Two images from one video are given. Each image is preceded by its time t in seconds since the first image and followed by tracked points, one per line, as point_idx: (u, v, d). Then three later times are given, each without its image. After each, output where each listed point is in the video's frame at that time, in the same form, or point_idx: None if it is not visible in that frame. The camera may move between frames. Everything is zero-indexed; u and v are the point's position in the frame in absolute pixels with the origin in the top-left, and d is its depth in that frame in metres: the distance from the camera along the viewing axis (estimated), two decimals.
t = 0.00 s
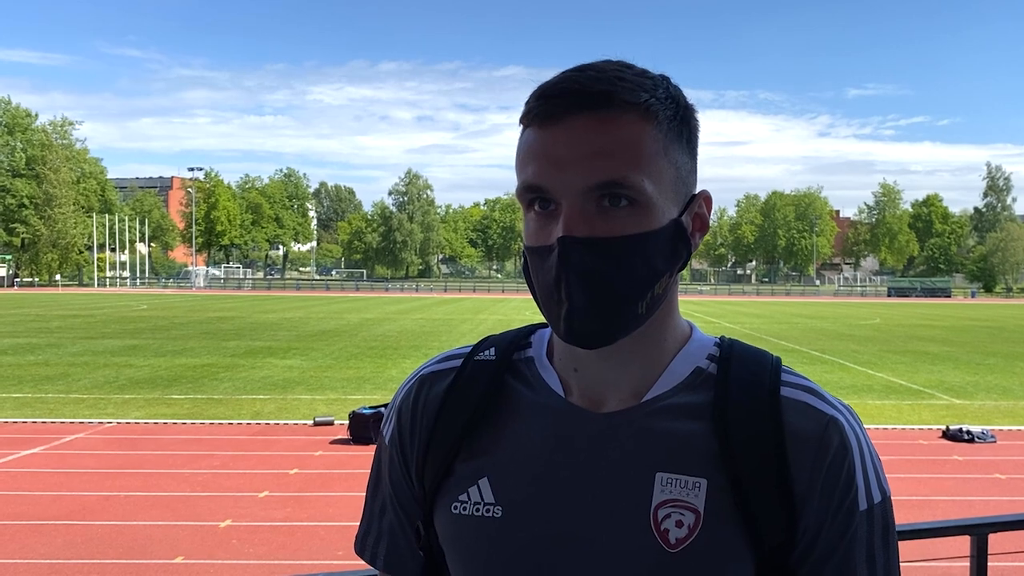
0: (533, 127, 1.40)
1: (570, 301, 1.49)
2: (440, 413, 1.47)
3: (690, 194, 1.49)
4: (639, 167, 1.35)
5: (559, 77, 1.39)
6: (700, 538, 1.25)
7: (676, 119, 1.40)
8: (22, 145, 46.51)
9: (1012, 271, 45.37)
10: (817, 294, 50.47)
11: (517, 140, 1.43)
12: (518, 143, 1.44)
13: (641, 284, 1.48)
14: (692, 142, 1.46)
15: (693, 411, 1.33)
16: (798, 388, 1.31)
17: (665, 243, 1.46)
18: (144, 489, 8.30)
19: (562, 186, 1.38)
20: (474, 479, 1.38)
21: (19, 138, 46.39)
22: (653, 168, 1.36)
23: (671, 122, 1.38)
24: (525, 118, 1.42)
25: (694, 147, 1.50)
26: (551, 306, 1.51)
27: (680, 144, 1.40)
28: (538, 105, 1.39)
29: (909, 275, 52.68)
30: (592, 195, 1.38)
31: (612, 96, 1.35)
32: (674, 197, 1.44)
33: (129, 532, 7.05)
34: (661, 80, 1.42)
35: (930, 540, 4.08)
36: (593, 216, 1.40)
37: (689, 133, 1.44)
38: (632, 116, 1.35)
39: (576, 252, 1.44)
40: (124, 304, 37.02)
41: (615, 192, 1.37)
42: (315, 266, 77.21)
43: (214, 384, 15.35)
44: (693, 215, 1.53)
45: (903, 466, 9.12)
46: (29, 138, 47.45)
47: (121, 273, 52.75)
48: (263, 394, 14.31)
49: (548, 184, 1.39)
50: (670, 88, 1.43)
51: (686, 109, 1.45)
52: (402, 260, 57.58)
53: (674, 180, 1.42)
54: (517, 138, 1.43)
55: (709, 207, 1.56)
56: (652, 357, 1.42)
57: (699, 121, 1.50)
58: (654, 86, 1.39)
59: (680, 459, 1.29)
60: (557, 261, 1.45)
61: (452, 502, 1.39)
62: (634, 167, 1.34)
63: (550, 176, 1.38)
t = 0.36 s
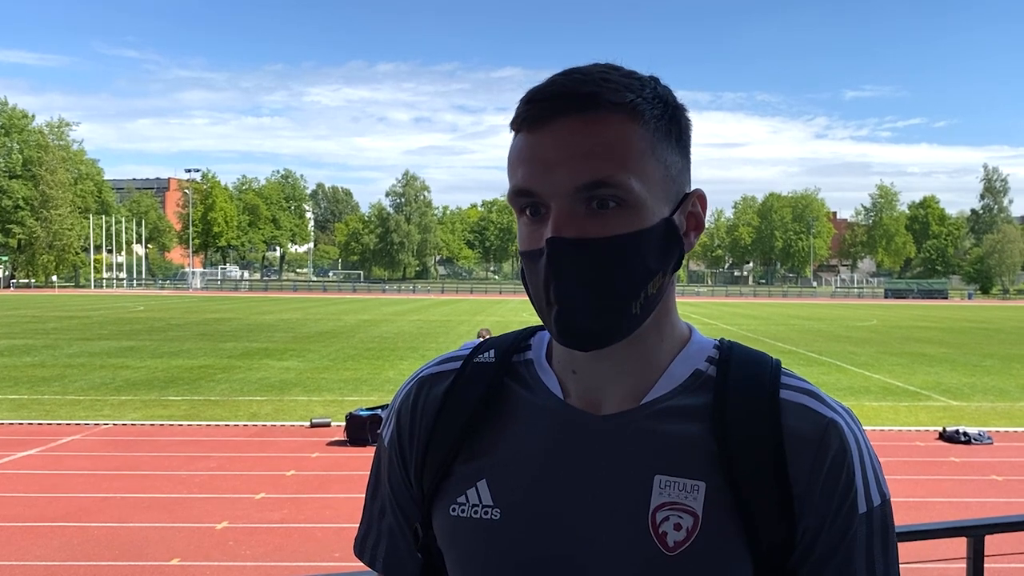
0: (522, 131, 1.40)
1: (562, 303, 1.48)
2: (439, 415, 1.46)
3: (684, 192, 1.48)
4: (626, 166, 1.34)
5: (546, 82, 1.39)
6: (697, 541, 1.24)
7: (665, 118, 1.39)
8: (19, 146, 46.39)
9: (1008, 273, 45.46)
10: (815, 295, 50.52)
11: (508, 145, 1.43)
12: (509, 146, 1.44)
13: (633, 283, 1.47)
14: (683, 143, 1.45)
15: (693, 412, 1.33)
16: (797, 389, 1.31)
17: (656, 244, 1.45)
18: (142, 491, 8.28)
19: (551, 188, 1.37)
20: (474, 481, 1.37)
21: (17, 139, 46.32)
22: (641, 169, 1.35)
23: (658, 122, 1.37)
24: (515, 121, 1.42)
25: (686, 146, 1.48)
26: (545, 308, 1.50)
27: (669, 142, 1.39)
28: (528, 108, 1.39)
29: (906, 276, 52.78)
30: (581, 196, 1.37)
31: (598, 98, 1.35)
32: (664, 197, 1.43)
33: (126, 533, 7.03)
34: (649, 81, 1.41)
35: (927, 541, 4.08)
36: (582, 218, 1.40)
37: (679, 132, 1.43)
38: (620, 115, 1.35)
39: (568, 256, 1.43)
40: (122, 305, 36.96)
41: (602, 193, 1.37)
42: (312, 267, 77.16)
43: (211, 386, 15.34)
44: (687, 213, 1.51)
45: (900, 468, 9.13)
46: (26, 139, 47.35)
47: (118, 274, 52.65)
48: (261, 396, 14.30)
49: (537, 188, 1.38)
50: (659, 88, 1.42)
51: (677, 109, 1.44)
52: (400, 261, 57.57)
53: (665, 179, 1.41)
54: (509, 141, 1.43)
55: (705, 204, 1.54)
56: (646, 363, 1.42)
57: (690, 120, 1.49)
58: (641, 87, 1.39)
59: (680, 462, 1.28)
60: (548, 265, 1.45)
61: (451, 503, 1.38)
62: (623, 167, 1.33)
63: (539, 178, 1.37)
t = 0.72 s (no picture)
0: (515, 129, 1.38)
1: (554, 301, 1.47)
2: (438, 416, 1.45)
3: (677, 182, 1.46)
4: (613, 159, 1.33)
5: (530, 78, 1.39)
6: (699, 543, 1.23)
7: (653, 111, 1.38)
8: (25, 145, 46.50)
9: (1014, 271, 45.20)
10: (819, 293, 50.37)
11: (500, 142, 1.41)
12: (500, 145, 1.42)
13: (627, 278, 1.46)
14: (675, 135, 1.43)
15: (695, 413, 1.31)
16: (803, 391, 1.29)
17: (649, 238, 1.44)
18: (148, 489, 8.31)
19: (537, 185, 1.36)
20: (475, 483, 1.36)
21: (22, 138, 46.41)
22: (627, 161, 1.34)
23: (646, 114, 1.36)
24: (505, 120, 1.41)
25: (680, 138, 1.47)
26: (537, 305, 1.49)
27: (658, 134, 1.38)
28: (516, 108, 1.38)
29: (912, 274, 52.62)
30: (568, 191, 1.36)
31: (582, 93, 1.34)
32: (656, 187, 1.41)
33: (131, 530, 7.05)
34: (637, 75, 1.40)
35: (931, 540, 4.05)
36: (569, 212, 1.39)
37: (671, 124, 1.42)
38: (605, 109, 1.33)
39: (560, 254, 1.42)
40: (127, 304, 37.06)
41: (590, 186, 1.35)
42: (317, 266, 77.26)
43: (216, 384, 15.37)
44: (682, 204, 1.49)
45: (904, 466, 9.09)
46: (31, 138, 47.47)
47: (124, 273, 52.77)
48: (266, 394, 14.33)
49: (526, 184, 1.37)
50: (647, 79, 1.40)
51: (667, 100, 1.42)
52: (404, 259, 57.61)
53: (654, 171, 1.39)
54: (500, 139, 1.41)
55: (701, 195, 1.52)
56: (644, 360, 1.40)
57: (683, 110, 1.47)
58: (628, 79, 1.38)
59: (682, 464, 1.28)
60: (538, 259, 1.43)
61: (452, 506, 1.37)
62: (610, 161, 1.32)
63: (525, 175, 1.36)
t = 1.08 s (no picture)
0: (493, 124, 1.36)
1: (538, 300, 1.44)
2: (420, 419, 1.42)
3: (664, 178, 1.43)
4: (599, 153, 1.30)
5: (514, 69, 1.35)
6: (687, 552, 1.20)
7: (639, 105, 1.35)
8: (25, 145, 46.50)
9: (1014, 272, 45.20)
10: (820, 294, 50.36)
11: (482, 136, 1.38)
12: (483, 139, 1.39)
13: (613, 274, 1.43)
14: (663, 128, 1.41)
15: (685, 415, 1.28)
16: (793, 392, 1.26)
17: (634, 235, 1.40)
18: (148, 489, 8.27)
19: (519, 179, 1.33)
20: (458, 488, 1.33)
21: (22, 138, 46.42)
22: (610, 156, 1.31)
23: (633, 106, 1.33)
24: (487, 114, 1.38)
25: (667, 130, 1.44)
26: (518, 302, 1.46)
27: (644, 127, 1.34)
28: (497, 100, 1.34)
29: (912, 275, 52.64)
30: (551, 185, 1.33)
31: (566, 84, 1.31)
32: (643, 184, 1.38)
33: (130, 531, 7.01)
34: (622, 66, 1.37)
35: (930, 541, 4.01)
36: (552, 207, 1.35)
37: (657, 117, 1.39)
38: (589, 101, 1.30)
39: (545, 252, 1.39)
40: (127, 304, 37.04)
41: (572, 180, 1.32)
42: (317, 266, 77.27)
43: (215, 384, 15.34)
44: (669, 201, 1.46)
45: (905, 467, 9.05)
46: (31, 138, 47.46)
47: (124, 274, 52.77)
48: (265, 394, 14.30)
49: (505, 179, 1.34)
50: (634, 71, 1.38)
51: (654, 93, 1.40)
52: (404, 260, 57.61)
53: (640, 165, 1.35)
54: (480, 135, 1.39)
55: (689, 191, 1.49)
56: (632, 359, 1.37)
57: (670, 104, 1.45)
58: (614, 70, 1.35)
59: (669, 469, 1.24)
60: (519, 255, 1.40)
61: (434, 513, 1.34)
62: (592, 155, 1.29)
63: (505, 169, 1.33)
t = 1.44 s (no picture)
0: (487, 122, 1.35)
1: (533, 300, 1.43)
2: (415, 421, 1.40)
3: (660, 175, 1.42)
4: (593, 151, 1.28)
5: (508, 65, 1.34)
6: (686, 555, 1.19)
7: (636, 101, 1.34)
8: (28, 144, 46.55)
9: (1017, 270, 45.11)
10: (822, 293, 50.28)
11: (475, 136, 1.37)
12: (476, 138, 1.38)
13: (610, 274, 1.42)
14: (659, 125, 1.40)
15: (681, 416, 1.27)
16: (792, 391, 1.25)
17: (630, 234, 1.39)
18: (151, 488, 8.28)
19: (515, 178, 1.32)
20: (453, 492, 1.32)
21: (25, 137, 46.37)
22: (608, 154, 1.30)
23: (629, 103, 1.32)
24: (480, 111, 1.36)
25: (665, 124, 1.43)
26: (516, 303, 1.44)
27: (640, 126, 1.34)
28: (491, 98, 1.33)
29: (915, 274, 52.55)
30: (545, 185, 1.32)
31: (561, 80, 1.30)
32: (640, 181, 1.37)
33: (134, 531, 7.00)
34: (617, 63, 1.36)
35: (932, 540, 4.00)
36: (548, 206, 1.34)
37: (653, 114, 1.38)
38: (584, 100, 1.29)
39: (540, 254, 1.39)
40: (130, 303, 37.04)
41: (569, 180, 1.31)
42: (319, 265, 77.28)
43: (218, 383, 15.33)
44: (666, 199, 1.46)
45: (907, 466, 9.02)
46: (34, 137, 47.51)
47: (126, 273, 52.82)
48: (267, 393, 14.29)
49: (502, 176, 1.33)
50: (630, 67, 1.36)
51: (651, 91, 1.39)
52: (406, 259, 57.60)
53: (637, 163, 1.34)
54: (475, 133, 1.38)
55: (686, 190, 1.48)
56: (629, 361, 1.35)
57: (667, 101, 1.44)
58: (609, 68, 1.34)
59: (665, 470, 1.24)
60: (515, 255, 1.39)
61: (431, 516, 1.33)
62: (586, 153, 1.28)
63: (500, 167, 1.32)
